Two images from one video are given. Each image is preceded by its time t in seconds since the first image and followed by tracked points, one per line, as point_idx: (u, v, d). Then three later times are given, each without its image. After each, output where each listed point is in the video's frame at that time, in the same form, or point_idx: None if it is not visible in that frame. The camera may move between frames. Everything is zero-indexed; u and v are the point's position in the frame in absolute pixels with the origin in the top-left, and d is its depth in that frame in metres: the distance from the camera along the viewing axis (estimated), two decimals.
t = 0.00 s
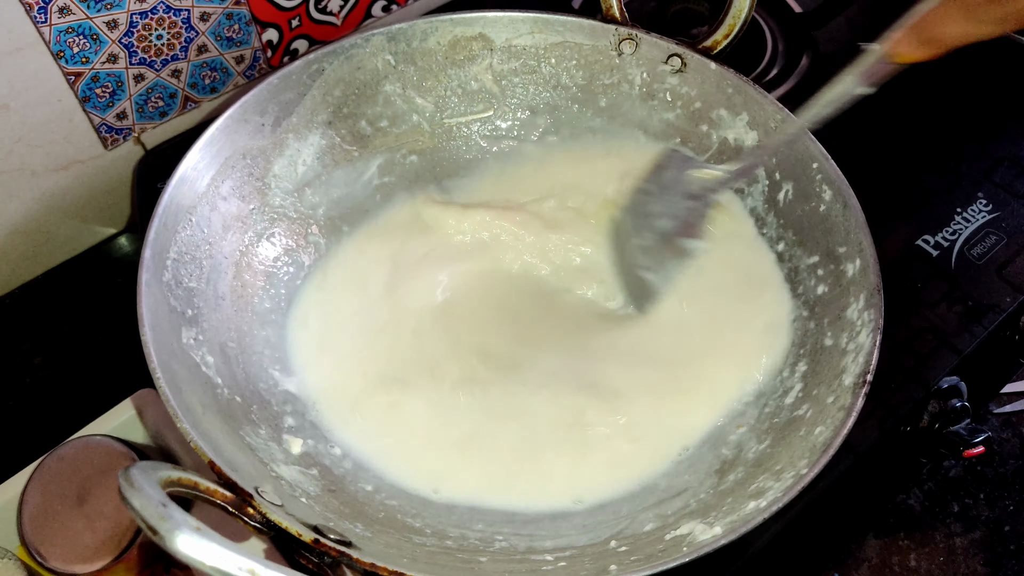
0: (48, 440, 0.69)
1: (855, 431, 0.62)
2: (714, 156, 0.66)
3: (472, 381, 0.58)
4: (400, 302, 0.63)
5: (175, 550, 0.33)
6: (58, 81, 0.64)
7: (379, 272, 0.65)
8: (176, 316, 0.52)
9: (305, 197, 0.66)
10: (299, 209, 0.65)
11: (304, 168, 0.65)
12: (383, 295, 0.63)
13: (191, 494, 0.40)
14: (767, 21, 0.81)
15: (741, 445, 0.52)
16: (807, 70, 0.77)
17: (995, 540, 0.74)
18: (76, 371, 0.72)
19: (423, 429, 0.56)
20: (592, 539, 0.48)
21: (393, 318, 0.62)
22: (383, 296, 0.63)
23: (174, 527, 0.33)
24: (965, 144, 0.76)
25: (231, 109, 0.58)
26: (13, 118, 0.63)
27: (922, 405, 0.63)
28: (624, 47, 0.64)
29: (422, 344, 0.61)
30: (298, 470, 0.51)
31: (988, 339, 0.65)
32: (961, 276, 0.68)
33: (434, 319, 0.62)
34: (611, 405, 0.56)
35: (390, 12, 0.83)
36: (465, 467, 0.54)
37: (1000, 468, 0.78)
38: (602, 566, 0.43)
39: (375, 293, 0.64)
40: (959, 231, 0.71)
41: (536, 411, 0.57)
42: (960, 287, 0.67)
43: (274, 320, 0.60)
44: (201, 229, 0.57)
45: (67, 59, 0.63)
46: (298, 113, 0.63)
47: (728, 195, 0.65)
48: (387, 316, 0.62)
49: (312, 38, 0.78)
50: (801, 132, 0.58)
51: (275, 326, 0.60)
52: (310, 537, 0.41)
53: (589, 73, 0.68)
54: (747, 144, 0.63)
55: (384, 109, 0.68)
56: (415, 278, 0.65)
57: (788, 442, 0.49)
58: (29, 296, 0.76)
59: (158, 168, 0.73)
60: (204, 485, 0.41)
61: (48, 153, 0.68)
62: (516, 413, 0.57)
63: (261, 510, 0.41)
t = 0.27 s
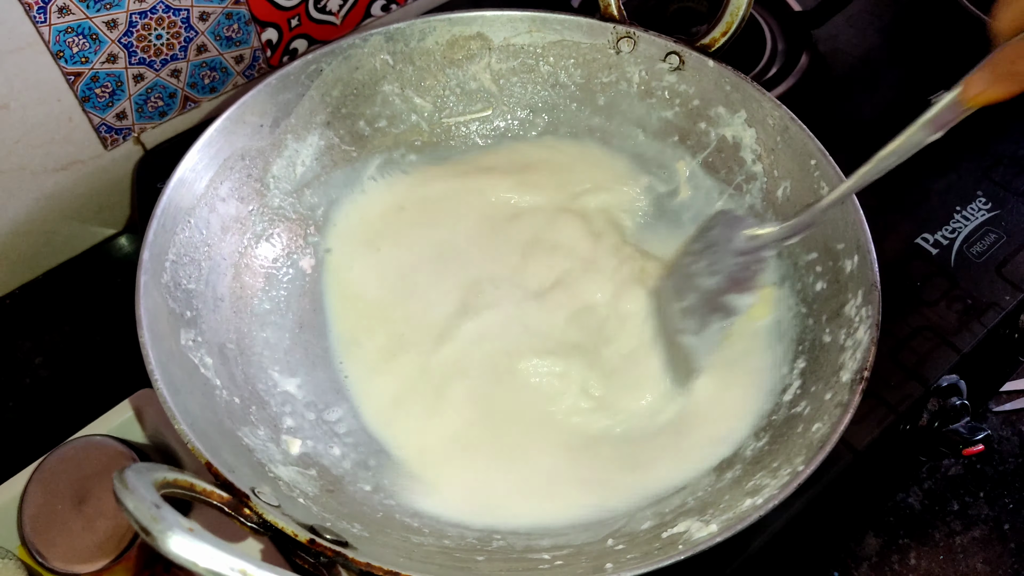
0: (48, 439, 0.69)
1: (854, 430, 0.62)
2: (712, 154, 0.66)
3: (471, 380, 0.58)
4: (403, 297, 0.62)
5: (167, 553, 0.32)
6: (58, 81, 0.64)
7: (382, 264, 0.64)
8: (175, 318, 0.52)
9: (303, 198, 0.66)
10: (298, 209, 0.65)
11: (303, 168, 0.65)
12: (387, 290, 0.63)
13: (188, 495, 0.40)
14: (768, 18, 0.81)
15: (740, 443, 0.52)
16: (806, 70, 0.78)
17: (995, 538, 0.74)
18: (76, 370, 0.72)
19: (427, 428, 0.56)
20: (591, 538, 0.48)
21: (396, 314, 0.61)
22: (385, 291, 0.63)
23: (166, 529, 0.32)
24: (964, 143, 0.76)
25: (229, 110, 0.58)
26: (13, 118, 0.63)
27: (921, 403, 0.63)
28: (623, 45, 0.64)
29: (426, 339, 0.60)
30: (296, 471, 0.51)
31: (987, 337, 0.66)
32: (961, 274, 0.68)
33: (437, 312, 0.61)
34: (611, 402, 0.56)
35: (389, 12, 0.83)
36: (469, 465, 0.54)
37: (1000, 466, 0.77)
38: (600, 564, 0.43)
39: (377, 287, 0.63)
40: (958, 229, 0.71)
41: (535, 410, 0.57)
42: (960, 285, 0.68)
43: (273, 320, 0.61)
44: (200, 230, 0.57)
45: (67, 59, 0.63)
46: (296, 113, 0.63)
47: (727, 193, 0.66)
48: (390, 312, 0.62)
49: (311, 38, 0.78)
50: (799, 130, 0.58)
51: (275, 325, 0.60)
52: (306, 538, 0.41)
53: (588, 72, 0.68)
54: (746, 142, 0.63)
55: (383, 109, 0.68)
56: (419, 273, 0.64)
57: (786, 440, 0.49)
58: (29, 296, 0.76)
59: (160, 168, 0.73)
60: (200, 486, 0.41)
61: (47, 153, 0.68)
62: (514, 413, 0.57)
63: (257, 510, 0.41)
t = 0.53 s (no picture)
0: (51, 439, 0.70)
1: (855, 428, 0.63)
2: (713, 153, 0.66)
3: (472, 379, 0.58)
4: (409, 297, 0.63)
5: (170, 549, 0.32)
6: (60, 82, 0.64)
7: (388, 267, 0.65)
8: (178, 318, 0.52)
9: (305, 198, 0.66)
10: (300, 209, 0.65)
11: (305, 169, 0.65)
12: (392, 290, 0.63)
13: (191, 493, 0.40)
14: (767, 21, 0.82)
15: (740, 441, 0.52)
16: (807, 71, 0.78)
17: (997, 537, 0.74)
18: (78, 369, 0.72)
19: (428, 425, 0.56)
20: (592, 536, 0.48)
21: (402, 312, 0.62)
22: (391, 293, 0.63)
23: (169, 525, 0.32)
24: (964, 143, 0.77)
25: (231, 111, 0.58)
26: (15, 119, 0.64)
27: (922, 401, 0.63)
28: (623, 45, 0.64)
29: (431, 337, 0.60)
30: (299, 469, 0.51)
31: (988, 336, 0.66)
32: (961, 274, 0.69)
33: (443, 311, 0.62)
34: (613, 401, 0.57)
35: (391, 12, 0.83)
36: (471, 462, 0.55)
37: (1003, 465, 0.77)
38: (601, 562, 0.43)
39: (383, 288, 0.64)
40: (959, 228, 0.71)
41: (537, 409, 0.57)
42: (961, 284, 0.68)
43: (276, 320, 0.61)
44: (202, 230, 0.57)
45: (69, 60, 0.63)
46: (298, 114, 0.63)
47: (728, 192, 0.66)
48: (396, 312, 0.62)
49: (313, 38, 0.78)
50: (800, 128, 0.58)
51: (280, 320, 0.60)
52: (308, 535, 0.41)
53: (589, 72, 0.68)
54: (746, 141, 0.63)
55: (385, 109, 0.68)
56: (424, 273, 0.65)
57: (787, 438, 0.49)
58: (33, 296, 0.76)
59: (163, 169, 0.74)
60: (204, 484, 0.41)
61: (50, 153, 0.68)
62: (515, 413, 0.57)
63: (260, 508, 0.41)
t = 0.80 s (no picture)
0: (52, 441, 0.70)
1: (853, 428, 0.63)
2: (711, 154, 0.67)
3: (472, 380, 0.58)
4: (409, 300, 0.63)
5: (174, 547, 0.32)
6: (61, 85, 0.64)
7: (384, 267, 0.66)
8: (179, 319, 0.53)
9: (306, 200, 0.66)
10: (300, 212, 0.66)
11: (306, 171, 0.66)
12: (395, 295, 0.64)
13: (193, 492, 0.40)
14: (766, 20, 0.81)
15: (740, 441, 0.52)
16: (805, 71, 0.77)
17: (996, 536, 0.74)
18: (80, 372, 0.73)
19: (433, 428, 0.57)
20: (591, 536, 0.48)
21: (402, 312, 0.63)
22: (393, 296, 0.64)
23: (173, 523, 0.32)
24: (961, 144, 0.77)
25: (232, 113, 0.58)
26: (17, 122, 0.64)
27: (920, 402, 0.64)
28: (622, 47, 0.65)
29: (430, 341, 0.61)
30: (299, 469, 0.51)
31: (986, 337, 0.66)
32: (960, 275, 0.69)
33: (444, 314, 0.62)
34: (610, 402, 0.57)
35: (390, 15, 0.83)
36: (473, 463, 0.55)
37: (1001, 465, 0.78)
38: (601, 560, 0.43)
39: (380, 290, 0.64)
40: (956, 229, 0.72)
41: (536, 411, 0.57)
42: (959, 285, 0.68)
43: (276, 321, 0.61)
44: (204, 232, 0.57)
45: (70, 63, 0.63)
46: (298, 116, 0.63)
47: (726, 194, 0.67)
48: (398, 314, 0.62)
49: (312, 41, 0.78)
50: (798, 130, 0.58)
51: (279, 324, 0.61)
52: (310, 535, 0.41)
53: (588, 74, 0.68)
54: (744, 142, 0.63)
55: (385, 111, 0.69)
56: (424, 276, 0.65)
57: (785, 437, 0.49)
58: (33, 298, 0.77)
59: (163, 172, 0.74)
60: (206, 484, 0.41)
61: (51, 156, 0.68)
62: (515, 413, 0.57)
63: (262, 508, 0.42)
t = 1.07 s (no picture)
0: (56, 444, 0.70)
1: (853, 428, 0.63)
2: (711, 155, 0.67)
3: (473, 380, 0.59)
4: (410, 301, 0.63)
5: (179, 544, 0.32)
6: (64, 89, 0.65)
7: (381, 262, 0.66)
8: (183, 320, 0.53)
9: (307, 203, 0.67)
10: (302, 214, 0.66)
11: (307, 173, 0.66)
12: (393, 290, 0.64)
13: (197, 491, 0.41)
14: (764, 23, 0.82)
15: (740, 440, 0.53)
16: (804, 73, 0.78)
17: (996, 536, 0.74)
18: (83, 375, 0.73)
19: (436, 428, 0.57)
20: (592, 535, 0.49)
21: (402, 311, 0.63)
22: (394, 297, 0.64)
23: (178, 521, 0.32)
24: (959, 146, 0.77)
25: (235, 116, 0.58)
26: (20, 125, 0.64)
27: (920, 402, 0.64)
28: (622, 49, 0.65)
29: (429, 337, 0.61)
30: (302, 469, 0.51)
31: (985, 337, 0.66)
32: (958, 275, 0.69)
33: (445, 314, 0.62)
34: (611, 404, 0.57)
35: (391, 19, 0.84)
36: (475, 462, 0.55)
37: (1001, 465, 0.78)
38: (602, 559, 0.44)
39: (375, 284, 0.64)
40: (955, 230, 0.72)
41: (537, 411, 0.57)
42: (958, 285, 0.69)
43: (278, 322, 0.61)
44: (207, 234, 0.58)
45: (73, 67, 0.64)
46: (300, 119, 0.64)
47: (725, 195, 0.67)
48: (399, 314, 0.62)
49: (313, 45, 0.79)
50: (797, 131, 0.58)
51: (278, 323, 0.61)
52: (313, 533, 0.41)
53: (588, 76, 0.69)
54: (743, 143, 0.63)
55: (386, 114, 0.69)
56: (424, 275, 0.65)
57: (785, 435, 0.49)
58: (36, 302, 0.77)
59: (165, 175, 0.74)
60: (209, 483, 0.41)
61: (54, 160, 0.69)
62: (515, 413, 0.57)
63: (265, 507, 0.42)
